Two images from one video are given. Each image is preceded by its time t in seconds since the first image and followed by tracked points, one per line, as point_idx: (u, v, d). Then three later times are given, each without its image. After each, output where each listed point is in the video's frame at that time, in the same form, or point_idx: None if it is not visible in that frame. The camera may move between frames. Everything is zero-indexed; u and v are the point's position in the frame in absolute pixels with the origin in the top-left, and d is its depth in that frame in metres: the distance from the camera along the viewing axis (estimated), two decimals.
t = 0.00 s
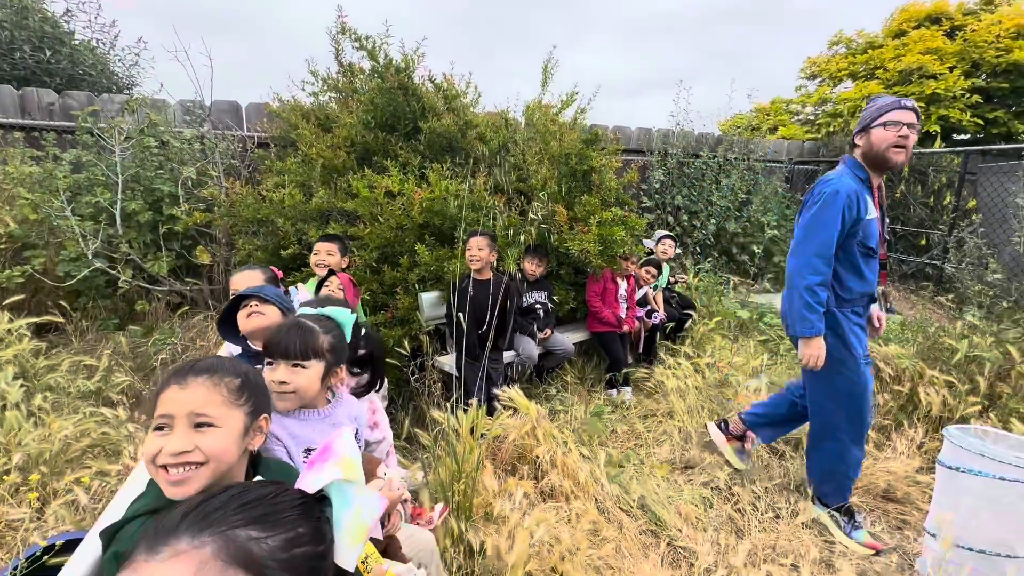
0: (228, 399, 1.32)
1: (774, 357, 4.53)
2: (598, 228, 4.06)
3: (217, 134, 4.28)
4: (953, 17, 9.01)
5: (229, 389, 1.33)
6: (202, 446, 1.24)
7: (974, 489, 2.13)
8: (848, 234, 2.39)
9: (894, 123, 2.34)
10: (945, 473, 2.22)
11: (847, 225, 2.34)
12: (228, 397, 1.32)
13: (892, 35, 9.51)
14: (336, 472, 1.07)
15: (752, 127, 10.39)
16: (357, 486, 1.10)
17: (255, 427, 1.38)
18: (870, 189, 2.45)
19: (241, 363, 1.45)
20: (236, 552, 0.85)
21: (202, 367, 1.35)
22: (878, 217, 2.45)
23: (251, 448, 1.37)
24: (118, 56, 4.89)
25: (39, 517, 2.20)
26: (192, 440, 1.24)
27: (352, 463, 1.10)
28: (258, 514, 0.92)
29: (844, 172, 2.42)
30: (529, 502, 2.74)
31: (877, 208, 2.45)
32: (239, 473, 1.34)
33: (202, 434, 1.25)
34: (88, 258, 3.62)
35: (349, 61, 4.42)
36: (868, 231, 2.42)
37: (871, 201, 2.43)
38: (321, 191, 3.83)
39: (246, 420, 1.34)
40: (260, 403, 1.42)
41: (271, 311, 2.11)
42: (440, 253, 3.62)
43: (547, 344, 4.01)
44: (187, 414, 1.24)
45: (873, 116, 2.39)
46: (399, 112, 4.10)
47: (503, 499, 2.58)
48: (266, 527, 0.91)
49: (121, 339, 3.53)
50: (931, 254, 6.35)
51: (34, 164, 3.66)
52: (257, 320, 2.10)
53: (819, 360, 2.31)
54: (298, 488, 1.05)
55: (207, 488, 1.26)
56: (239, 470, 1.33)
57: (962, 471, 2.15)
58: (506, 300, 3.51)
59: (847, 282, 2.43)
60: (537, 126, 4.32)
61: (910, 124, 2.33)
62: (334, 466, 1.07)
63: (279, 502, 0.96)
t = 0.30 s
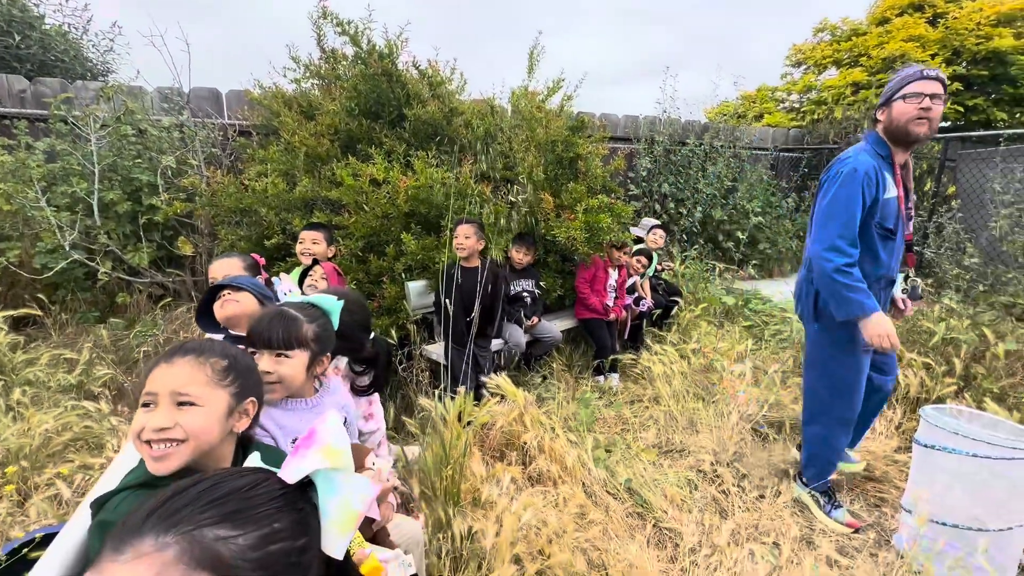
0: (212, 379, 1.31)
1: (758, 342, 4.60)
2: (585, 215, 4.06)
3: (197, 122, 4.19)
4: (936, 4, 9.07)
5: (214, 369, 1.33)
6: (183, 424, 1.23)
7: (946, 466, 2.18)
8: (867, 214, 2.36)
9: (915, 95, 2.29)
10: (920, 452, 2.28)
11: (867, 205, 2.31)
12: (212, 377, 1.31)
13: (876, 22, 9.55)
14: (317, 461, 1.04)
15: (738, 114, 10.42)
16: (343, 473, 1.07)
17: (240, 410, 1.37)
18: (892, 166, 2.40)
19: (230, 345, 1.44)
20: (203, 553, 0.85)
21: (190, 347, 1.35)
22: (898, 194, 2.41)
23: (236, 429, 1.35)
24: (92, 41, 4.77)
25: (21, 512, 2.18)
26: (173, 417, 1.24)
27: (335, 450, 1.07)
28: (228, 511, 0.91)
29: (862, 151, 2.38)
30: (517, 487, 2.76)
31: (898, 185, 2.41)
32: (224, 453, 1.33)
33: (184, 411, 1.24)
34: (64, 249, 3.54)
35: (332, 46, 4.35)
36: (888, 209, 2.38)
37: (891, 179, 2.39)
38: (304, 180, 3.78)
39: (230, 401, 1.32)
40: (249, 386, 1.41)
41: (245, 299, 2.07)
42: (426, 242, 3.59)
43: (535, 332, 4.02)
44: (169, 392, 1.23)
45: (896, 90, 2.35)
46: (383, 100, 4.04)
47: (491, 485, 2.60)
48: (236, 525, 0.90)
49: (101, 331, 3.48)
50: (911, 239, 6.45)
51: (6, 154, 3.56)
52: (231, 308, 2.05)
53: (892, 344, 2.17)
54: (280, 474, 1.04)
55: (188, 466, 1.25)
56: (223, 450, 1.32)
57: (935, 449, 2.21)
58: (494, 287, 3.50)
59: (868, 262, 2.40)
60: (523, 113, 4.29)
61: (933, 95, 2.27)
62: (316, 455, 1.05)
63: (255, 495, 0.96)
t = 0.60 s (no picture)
0: (198, 376, 1.29)
1: (748, 332, 4.64)
2: (575, 208, 4.05)
3: (180, 116, 4.13)
4: None
5: (201, 365, 1.31)
6: (164, 421, 1.21)
7: (930, 452, 2.22)
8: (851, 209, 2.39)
9: (915, 89, 2.28)
10: (906, 437, 2.32)
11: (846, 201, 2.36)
12: (199, 373, 1.29)
13: (863, 13, 9.57)
14: (288, 458, 1.00)
15: (727, 105, 10.43)
16: (316, 468, 1.03)
17: (228, 407, 1.34)
18: (889, 163, 2.39)
19: (221, 341, 1.42)
20: (162, 554, 0.86)
21: (179, 343, 1.34)
22: (892, 191, 2.39)
23: (224, 427, 1.33)
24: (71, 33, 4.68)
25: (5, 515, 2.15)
26: (154, 415, 1.22)
27: (306, 445, 1.02)
28: (190, 512, 0.92)
29: (853, 149, 2.42)
30: (509, 480, 2.77)
31: (893, 182, 2.38)
32: (211, 451, 1.30)
33: (166, 409, 1.22)
34: (46, 247, 3.49)
35: (317, 38, 4.29)
36: (876, 206, 2.38)
37: (885, 175, 2.37)
38: (291, 174, 3.73)
39: (215, 398, 1.30)
40: (240, 382, 1.39)
41: (225, 294, 2.02)
42: (415, 236, 3.56)
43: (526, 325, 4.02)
44: (152, 388, 1.22)
45: (899, 85, 2.35)
46: (370, 92, 4.00)
47: (483, 479, 2.61)
48: (198, 525, 0.91)
49: (86, 330, 3.44)
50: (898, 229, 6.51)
51: None
52: (210, 303, 2.00)
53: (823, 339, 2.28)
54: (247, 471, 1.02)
55: (171, 465, 1.23)
56: (210, 448, 1.30)
57: (921, 435, 2.24)
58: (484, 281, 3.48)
59: (850, 257, 2.43)
60: (513, 105, 4.26)
61: (932, 90, 2.25)
62: (285, 451, 1.00)
63: (220, 494, 0.96)
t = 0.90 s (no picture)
0: (192, 383, 1.26)
1: (742, 326, 4.66)
2: (569, 204, 4.05)
3: (168, 116, 4.08)
4: None
5: (196, 371, 1.28)
6: (157, 430, 1.21)
7: (926, 444, 2.19)
8: (849, 208, 2.47)
9: (922, 98, 2.25)
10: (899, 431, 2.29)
11: (841, 201, 2.45)
12: (192, 381, 1.26)
13: (854, 6, 9.59)
14: (254, 464, 1.02)
15: (719, 99, 10.43)
16: (286, 470, 1.06)
17: (226, 412, 1.31)
18: (895, 166, 2.38)
19: (222, 342, 1.39)
20: None
21: (175, 345, 1.31)
22: (896, 194, 2.39)
23: (222, 433, 1.31)
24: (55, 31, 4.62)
25: None
26: (147, 424, 1.21)
27: (270, 448, 1.04)
28: (151, 533, 0.92)
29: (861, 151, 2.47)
30: (506, 478, 2.77)
31: (897, 185, 2.38)
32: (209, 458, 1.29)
33: (157, 418, 1.21)
34: (33, 250, 3.45)
35: (306, 35, 4.25)
36: (877, 208, 2.41)
37: (888, 178, 2.38)
38: (282, 173, 3.70)
39: (210, 406, 1.27)
40: (239, 387, 1.37)
41: (194, 299, 1.97)
42: (408, 234, 3.55)
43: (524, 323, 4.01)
44: (142, 398, 1.21)
45: (910, 92, 2.31)
46: (361, 89, 3.97)
47: (479, 477, 2.61)
48: (161, 545, 0.91)
49: (76, 333, 3.41)
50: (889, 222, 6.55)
51: None
52: (183, 311, 1.96)
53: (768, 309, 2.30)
54: (211, 481, 1.04)
55: (169, 470, 1.24)
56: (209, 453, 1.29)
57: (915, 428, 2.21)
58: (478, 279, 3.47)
59: (849, 254, 2.49)
60: (505, 101, 4.25)
61: (939, 99, 2.20)
62: (248, 457, 1.02)
63: (183, 509, 0.96)
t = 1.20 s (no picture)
0: (184, 393, 1.24)
1: (735, 321, 4.67)
2: (562, 202, 4.05)
3: (155, 116, 4.04)
4: None
5: (186, 381, 1.25)
6: (148, 444, 1.19)
7: (919, 436, 2.19)
8: (863, 211, 2.58)
9: (952, 112, 2.24)
10: (892, 425, 2.29)
11: (857, 203, 2.56)
12: (183, 391, 1.24)
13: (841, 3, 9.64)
14: (240, 466, 1.01)
15: (709, 96, 10.46)
16: (274, 470, 1.05)
17: (220, 421, 1.30)
18: (913, 175, 2.44)
19: (209, 349, 1.37)
20: None
21: (162, 355, 1.28)
22: (909, 202, 2.45)
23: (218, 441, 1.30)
24: (38, 31, 4.55)
25: None
26: (137, 438, 1.19)
27: (256, 450, 1.03)
28: (136, 545, 0.90)
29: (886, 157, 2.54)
30: (503, 476, 2.76)
31: (910, 194, 2.45)
32: (206, 466, 1.27)
33: (150, 431, 1.19)
34: (19, 253, 3.40)
35: (295, 33, 4.21)
36: (889, 213, 2.49)
37: (902, 186, 2.45)
38: (272, 173, 3.67)
39: (203, 415, 1.26)
40: (231, 394, 1.34)
41: (186, 310, 1.94)
42: (402, 234, 3.52)
43: (520, 322, 4.00)
44: (132, 412, 1.18)
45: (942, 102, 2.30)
46: (352, 87, 3.93)
47: (477, 476, 2.59)
48: (148, 557, 0.89)
49: (65, 338, 3.37)
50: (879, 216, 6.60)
51: None
52: (174, 324, 1.94)
53: (808, 309, 2.50)
54: (197, 487, 1.02)
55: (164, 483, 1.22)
56: (205, 462, 1.28)
57: (909, 420, 2.21)
58: (474, 279, 3.45)
59: (858, 254, 2.61)
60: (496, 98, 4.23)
61: (969, 113, 2.20)
62: (235, 461, 1.01)
63: (167, 519, 0.94)
